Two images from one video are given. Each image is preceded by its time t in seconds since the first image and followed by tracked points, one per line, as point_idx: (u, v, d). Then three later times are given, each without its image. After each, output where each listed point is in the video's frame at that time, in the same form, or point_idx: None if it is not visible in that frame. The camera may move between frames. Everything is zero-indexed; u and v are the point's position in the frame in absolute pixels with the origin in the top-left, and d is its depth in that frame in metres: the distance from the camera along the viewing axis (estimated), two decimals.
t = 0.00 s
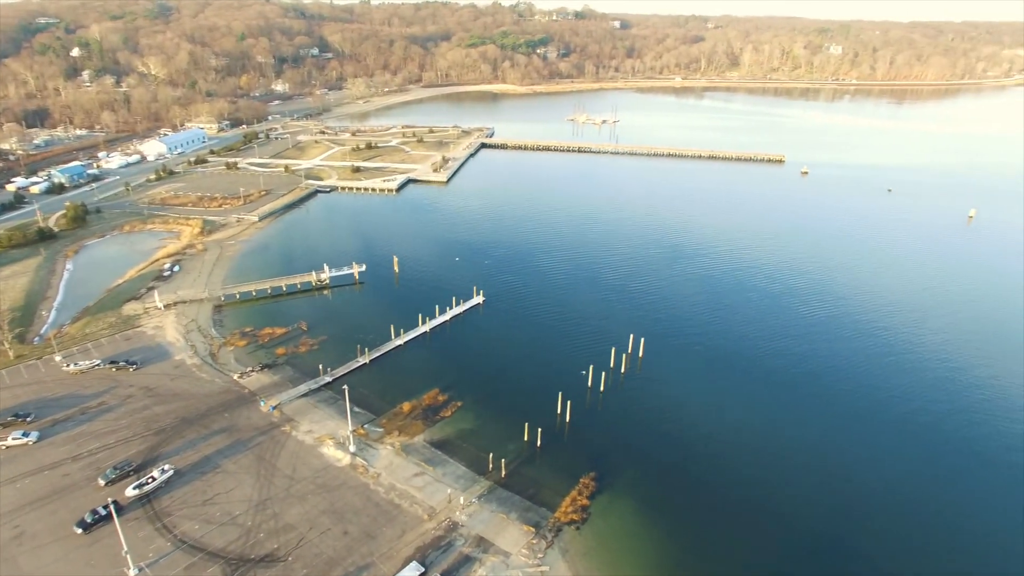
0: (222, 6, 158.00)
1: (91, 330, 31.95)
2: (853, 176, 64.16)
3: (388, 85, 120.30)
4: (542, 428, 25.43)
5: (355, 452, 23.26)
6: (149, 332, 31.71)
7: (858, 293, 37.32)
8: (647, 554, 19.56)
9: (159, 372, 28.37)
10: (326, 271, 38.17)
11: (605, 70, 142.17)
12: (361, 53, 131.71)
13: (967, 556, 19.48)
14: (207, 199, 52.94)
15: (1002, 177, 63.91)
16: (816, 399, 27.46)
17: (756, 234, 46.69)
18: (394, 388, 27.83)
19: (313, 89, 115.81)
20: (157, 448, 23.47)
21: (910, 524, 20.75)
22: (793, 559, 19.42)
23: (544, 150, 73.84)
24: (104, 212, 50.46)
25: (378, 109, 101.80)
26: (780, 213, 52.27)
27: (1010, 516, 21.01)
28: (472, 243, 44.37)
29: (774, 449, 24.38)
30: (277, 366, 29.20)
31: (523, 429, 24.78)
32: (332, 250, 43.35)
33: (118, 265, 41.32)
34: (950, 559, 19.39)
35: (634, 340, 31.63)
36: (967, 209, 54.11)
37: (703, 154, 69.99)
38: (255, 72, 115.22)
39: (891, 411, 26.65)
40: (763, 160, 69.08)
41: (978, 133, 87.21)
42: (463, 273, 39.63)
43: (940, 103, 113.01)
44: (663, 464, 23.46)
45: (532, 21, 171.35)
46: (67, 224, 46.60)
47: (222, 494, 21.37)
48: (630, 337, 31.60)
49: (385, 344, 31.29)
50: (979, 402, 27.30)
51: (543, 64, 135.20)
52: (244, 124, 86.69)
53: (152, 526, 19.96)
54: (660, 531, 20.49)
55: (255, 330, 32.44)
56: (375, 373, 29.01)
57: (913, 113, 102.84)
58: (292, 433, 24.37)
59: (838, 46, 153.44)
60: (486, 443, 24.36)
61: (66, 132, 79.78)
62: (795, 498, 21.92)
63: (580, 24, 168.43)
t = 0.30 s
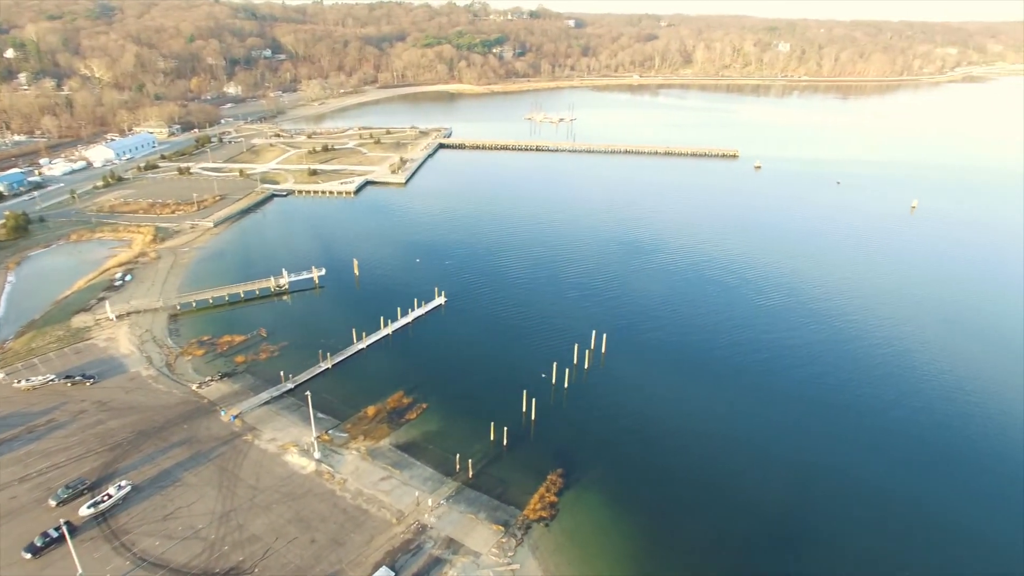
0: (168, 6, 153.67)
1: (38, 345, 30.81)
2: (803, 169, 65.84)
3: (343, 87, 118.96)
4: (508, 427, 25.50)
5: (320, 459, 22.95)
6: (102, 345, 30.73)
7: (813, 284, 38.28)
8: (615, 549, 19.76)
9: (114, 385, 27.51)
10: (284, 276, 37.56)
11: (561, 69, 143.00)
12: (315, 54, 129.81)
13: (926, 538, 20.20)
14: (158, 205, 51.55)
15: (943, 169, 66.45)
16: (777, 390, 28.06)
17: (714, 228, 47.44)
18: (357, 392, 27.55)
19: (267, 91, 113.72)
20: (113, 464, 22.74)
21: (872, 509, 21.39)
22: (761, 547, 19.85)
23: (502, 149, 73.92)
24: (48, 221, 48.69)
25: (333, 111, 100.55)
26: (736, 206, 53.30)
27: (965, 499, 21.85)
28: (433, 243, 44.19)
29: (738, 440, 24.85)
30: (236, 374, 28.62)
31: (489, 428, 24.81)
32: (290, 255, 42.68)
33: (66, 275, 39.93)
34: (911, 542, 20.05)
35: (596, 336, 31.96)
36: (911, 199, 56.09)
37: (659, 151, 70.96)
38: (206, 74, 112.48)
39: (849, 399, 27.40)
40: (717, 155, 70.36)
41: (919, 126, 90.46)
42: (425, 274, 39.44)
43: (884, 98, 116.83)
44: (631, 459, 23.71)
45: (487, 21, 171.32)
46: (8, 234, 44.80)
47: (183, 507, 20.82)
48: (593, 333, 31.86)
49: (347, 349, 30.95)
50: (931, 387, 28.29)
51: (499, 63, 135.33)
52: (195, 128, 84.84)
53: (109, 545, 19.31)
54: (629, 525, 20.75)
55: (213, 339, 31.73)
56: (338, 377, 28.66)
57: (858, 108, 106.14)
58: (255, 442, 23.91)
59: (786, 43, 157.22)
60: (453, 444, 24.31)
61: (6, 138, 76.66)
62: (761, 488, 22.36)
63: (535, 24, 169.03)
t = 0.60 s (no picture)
0: (110, 6, 148.55)
1: None
2: (756, 163, 67.35)
3: (297, 89, 117.06)
4: (474, 427, 25.49)
5: (284, 467, 22.58)
6: (50, 359, 29.62)
7: (776, 280, 38.93)
8: (584, 545, 19.89)
9: (64, 401, 26.55)
10: (241, 283, 36.80)
11: (517, 68, 143.38)
12: (267, 56, 127.36)
13: (888, 523, 20.77)
14: (107, 213, 49.95)
15: (886, 162, 68.80)
16: (742, 383, 28.51)
17: (671, 224, 47.95)
18: (320, 398, 27.20)
19: (218, 94, 111.21)
20: (65, 482, 21.91)
21: (835, 496, 21.95)
22: (730, 539, 20.18)
23: (460, 150, 73.75)
24: None
25: (287, 113, 98.90)
26: (696, 203, 54.04)
27: (924, 483, 22.53)
28: (393, 246, 43.75)
29: (705, 434, 25.21)
30: (194, 385, 27.95)
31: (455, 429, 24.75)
32: (247, 261, 41.82)
33: (9, 288, 38.40)
34: (872, 528, 20.58)
35: (558, 334, 32.09)
36: (858, 191, 57.90)
37: (616, 148, 71.72)
38: (153, 77, 108.89)
39: (808, 390, 28.02)
40: (673, 151, 71.42)
41: (864, 120, 93.45)
42: (385, 276, 39.06)
43: (830, 93, 120.25)
44: (599, 456, 23.89)
45: (442, 21, 170.71)
46: None
47: (142, 524, 20.20)
48: (557, 331, 32.02)
49: (308, 354, 30.49)
50: (889, 376, 29.11)
51: (455, 63, 135.02)
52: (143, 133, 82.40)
53: (64, 567, 18.59)
54: (598, 520, 20.94)
55: (168, 349, 30.92)
56: (300, 384, 28.25)
57: (805, 103, 109.18)
58: (216, 453, 23.39)
59: (736, 41, 160.54)
60: (419, 446, 24.18)
61: None
62: (727, 480, 22.72)
63: (490, 23, 169.07)
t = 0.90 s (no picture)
0: (46, 6, 142.62)
1: None
2: (709, 158, 68.63)
3: (248, 91, 114.70)
4: (439, 429, 25.40)
5: (246, 477, 22.13)
6: None
7: (754, 279, 38.82)
8: (551, 542, 20.03)
9: (10, 420, 25.47)
10: (196, 291, 35.89)
11: (471, 68, 143.11)
12: (216, 58, 124.05)
13: (844, 510, 21.32)
14: (50, 223, 48.10)
15: (833, 156, 70.91)
16: (708, 378, 28.83)
17: (629, 221, 48.37)
18: (281, 406, 26.73)
19: (165, 97, 108.16)
20: (13, 504, 21.01)
21: (793, 485, 22.50)
22: (690, 529, 20.58)
23: (417, 150, 73.32)
24: None
25: (238, 116, 96.81)
26: (667, 201, 54.10)
27: (878, 470, 23.19)
28: (352, 249, 43.20)
29: (669, 427, 25.59)
30: (149, 397, 27.14)
31: (420, 431, 24.63)
32: (201, 268, 40.81)
33: None
34: (828, 516, 21.09)
35: (520, 333, 32.17)
36: (807, 184, 59.54)
37: (572, 146, 72.20)
38: (95, 80, 104.55)
39: (766, 382, 28.58)
40: (628, 147, 72.28)
41: (810, 115, 96.13)
42: (345, 280, 38.57)
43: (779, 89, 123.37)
44: (564, 451, 24.13)
45: (394, 21, 169.32)
46: None
47: (97, 545, 19.49)
48: (519, 329, 32.12)
49: (268, 361, 29.93)
50: (842, 365, 29.85)
51: (409, 63, 134.16)
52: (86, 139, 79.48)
53: None
54: (564, 516, 21.11)
55: (120, 362, 29.96)
56: (260, 392, 27.72)
57: (755, 99, 111.72)
58: (174, 467, 22.77)
59: (686, 38, 163.37)
60: (384, 450, 23.99)
61: None
62: (689, 472, 23.11)
63: (444, 23, 168.48)
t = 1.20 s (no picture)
0: None
1: None
2: (663, 154, 69.73)
3: (197, 94, 111.76)
4: (404, 432, 25.22)
5: (206, 490, 21.57)
6: None
7: (733, 278, 38.81)
8: (520, 541, 20.08)
9: None
10: (148, 301, 34.81)
11: (425, 68, 142.35)
12: (162, 60, 119.04)
13: (802, 497, 21.96)
14: None
15: (782, 150, 72.81)
16: (678, 373, 29.20)
17: (588, 217, 48.80)
18: (242, 416, 26.17)
19: (109, 101, 104.52)
20: None
21: (759, 473, 23.10)
22: (658, 521, 20.99)
23: (373, 152, 72.62)
24: None
25: (187, 121, 94.31)
26: (637, 199, 54.24)
27: (843, 458, 23.87)
28: (310, 253, 42.58)
29: (639, 422, 25.95)
30: (101, 412, 26.19)
31: (384, 435, 24.41)
32: (152, 277, 39.65)
33: None
34: (787, 503, 21.72)
35: (482, 332, 32.20)
36: (759, 178, 61.00)
37: (528, 144, 72.47)
38: (31, 83, 98.85)
39: (725, 373, 29.22)
40: (584, 145, 72.92)
41: (759, 111, 98.51)
42: (304, 285, 38.01)
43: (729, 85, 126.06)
44: (532, 448, 24.32)
45: (346, 21, 167.02)
46: None
47: (48, 569, 18.66)
48: (480, 328, 32.11)
49: (225, 370, 29.22)
50: (798, 355, 30.73)
51: (362, 64, 132.67)
52: (25, 145, 76.25)
53: None
54: (531, 514, 21.22)
55: (69, 377, 28.85)
56: (219, 402, 27.06)
57: (706, 95, 113.86)
58: (130, 484, 21.99)
59: (638, 36, 165.49)
60: (349, 456, 23.70)
61: None
62: (659, 465, 23.50)
63: (397, 23, 167.19)
